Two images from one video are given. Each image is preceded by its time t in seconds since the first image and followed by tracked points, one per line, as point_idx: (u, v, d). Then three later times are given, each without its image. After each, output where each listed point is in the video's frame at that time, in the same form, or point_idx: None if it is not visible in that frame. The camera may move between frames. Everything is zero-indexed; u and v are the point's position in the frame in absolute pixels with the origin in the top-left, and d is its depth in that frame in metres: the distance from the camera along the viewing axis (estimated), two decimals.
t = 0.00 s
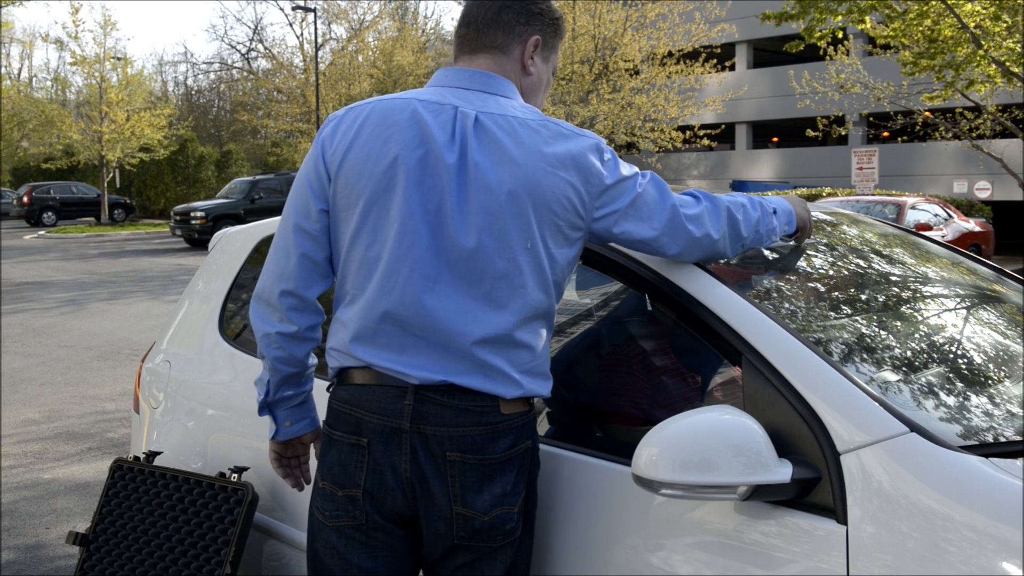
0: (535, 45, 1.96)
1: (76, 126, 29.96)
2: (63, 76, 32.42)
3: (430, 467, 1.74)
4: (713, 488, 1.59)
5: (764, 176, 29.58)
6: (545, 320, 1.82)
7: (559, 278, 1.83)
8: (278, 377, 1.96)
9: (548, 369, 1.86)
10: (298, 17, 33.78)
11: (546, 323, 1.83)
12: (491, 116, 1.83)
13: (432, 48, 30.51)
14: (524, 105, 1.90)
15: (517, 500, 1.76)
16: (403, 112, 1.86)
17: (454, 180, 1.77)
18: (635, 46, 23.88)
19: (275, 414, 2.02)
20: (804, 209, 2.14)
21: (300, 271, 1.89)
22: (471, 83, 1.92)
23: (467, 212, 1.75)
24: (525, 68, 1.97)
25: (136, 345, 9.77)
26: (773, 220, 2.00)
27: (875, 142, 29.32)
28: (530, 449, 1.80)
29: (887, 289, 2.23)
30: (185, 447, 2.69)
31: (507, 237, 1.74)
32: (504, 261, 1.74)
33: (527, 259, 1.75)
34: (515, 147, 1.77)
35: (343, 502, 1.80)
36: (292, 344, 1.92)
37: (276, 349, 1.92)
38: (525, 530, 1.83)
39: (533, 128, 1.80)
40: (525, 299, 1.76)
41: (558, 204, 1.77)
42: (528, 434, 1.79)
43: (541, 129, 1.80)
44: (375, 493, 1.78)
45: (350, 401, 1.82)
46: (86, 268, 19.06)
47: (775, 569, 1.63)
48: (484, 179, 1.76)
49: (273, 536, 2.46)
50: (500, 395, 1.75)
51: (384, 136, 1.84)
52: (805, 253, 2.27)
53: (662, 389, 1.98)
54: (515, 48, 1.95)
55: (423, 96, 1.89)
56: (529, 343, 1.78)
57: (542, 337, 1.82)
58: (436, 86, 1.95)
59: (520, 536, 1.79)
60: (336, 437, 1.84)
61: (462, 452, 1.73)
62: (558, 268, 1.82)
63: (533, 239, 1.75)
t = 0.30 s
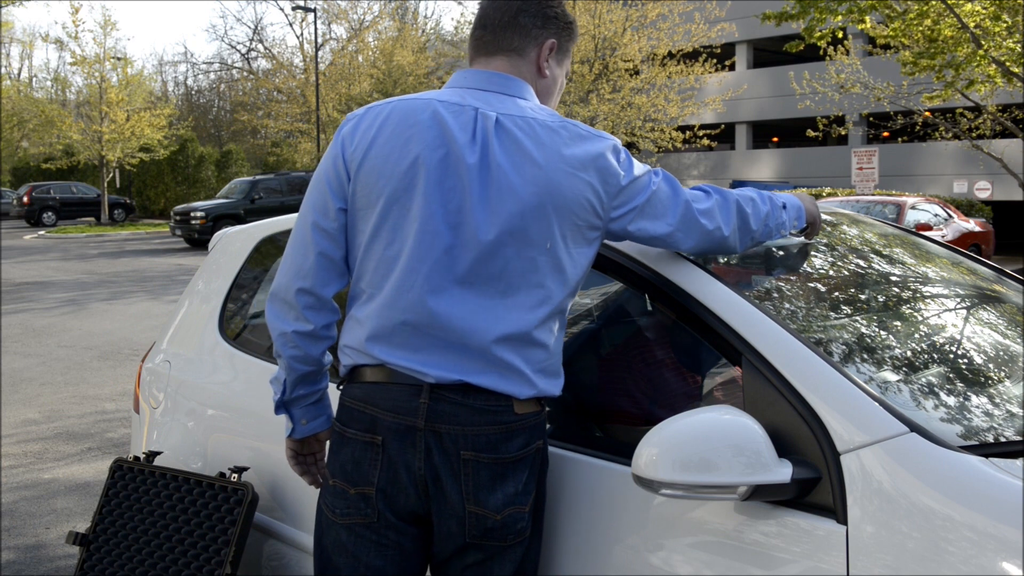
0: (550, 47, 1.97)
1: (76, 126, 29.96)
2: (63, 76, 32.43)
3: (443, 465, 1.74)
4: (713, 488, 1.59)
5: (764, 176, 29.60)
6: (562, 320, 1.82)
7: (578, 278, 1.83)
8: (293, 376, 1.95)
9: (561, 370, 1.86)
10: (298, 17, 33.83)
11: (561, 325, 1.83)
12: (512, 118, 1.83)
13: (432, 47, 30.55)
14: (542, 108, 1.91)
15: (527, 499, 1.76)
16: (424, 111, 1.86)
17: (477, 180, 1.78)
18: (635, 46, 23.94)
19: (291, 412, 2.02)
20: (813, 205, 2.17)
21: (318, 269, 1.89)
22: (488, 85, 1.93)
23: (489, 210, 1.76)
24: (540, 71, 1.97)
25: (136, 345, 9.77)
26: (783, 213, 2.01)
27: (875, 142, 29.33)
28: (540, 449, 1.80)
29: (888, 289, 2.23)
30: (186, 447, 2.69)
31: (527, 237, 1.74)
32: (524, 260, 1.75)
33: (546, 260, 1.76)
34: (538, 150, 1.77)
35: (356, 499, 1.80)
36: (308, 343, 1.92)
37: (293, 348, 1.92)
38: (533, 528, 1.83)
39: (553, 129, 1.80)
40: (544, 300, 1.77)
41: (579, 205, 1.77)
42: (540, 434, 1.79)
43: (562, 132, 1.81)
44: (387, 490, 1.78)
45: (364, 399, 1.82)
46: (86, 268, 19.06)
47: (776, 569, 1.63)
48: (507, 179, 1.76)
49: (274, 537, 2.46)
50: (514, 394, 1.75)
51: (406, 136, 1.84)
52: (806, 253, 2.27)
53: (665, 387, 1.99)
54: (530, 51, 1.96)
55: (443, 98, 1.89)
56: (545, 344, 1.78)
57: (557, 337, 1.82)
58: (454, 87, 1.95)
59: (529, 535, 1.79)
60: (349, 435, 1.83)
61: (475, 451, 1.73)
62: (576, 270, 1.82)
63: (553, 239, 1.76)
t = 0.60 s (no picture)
0: (561, 51, 1.99)
1: (76, 126, 29.95)
2: (63, 76, 32.44)
3: (451, 463, 1.74)
4: (713, 488, 1.59)
5: (764, 176, 29.59)
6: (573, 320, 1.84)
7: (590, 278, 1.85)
8: (302, 374, 1.95)
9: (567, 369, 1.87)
10: (298, 16, 33.86)
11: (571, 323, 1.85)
12: (530, 120, 1.85)
13: (432, 47, 30.54)
14: (555, 109, 1.92)
15: (533, 500, 1.76)
16: (441, 112, 1.86)
17: (496, 181, 1.78)
18: (635, 46, 23.97)
19: (296, 410, 2.01)
20: (816, 201, 2.21)
21: (330, 267, 1.88)
22: (502, 86, 1.94)
23: (509, 209, 1.76)
24: (552, 73, 1.99)
25: (136, 345, 9.77)
26: (786, 208, 2.06)
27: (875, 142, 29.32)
28: (546, 448, 1.80)
29: (888, 289, 2.23)
30: (185, 447, 2.69)
31: (545, 238, 1.76)
32: (542, 260, 1.76)
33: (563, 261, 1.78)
34: (558, 153, 1.79)
35: (362, 497, 1.80)
36: (318, 340, 1.91)
37: (302, 345, 1.91)
38: (536, 528, 1.83)
39: (570, 130, 1.82)
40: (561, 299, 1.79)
41: (595, 206, 1.80)
42: (546, 435, 1.79)
43: (579, 135, 1.82)
44: (394, 487, 1.78)
45: (371, 397, 1.82)
46: (86, 267, 19.06)
47: (776, 569, 1.63)
48: (525, 181, 1.77)
49: (273, 537, 2.46)
50: (523, 394, 1.75)
51: (423, 136, 1.84)
52: (806, 254, 2.27)
53: (667, 386, 1.99)
54: (544, 52, 1.97)
55: (459, 99, 1.89)
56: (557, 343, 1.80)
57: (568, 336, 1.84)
58: (467, 87, 1.96)
59: (534, 535, 1.79)
60: (356, 433, 1.83)
61: (483, 451, 1.73)
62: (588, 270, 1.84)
63: (571, 240, 1.78)
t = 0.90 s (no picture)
0: (566, 57, 2.03)
1: (76, 126, 29.96)
2: (63, 76, 32.46)
3: (454, 462, 1.75)
4: (713, 489, 1.59)
5: (764, 176, 29.59)
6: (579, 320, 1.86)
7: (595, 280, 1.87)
8: (305, 372, 1.94)
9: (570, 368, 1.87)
10: (298, 16, 33.92)
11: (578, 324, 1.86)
12: (541, 122, 1.86)
13: (432, 47, 30.54)
14: (563, 110, 1.94)
15: (536, 499, 1.77)
16: (453, 114, 1.85)
17: (509, 182, 1.78)
18: (635, 46, 24.01)
19: (298, 408, 2.01)
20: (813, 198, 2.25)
21: (336, 265, 1.87)
22: (512, 86, 1.95)
23: (524, 209, 1.76)
24: (558, 79, 2.04)
25: (136, 345, 9.76)
26: (784, 205, 2.09)
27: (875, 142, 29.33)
28: (548, 446, 1.81)
29: (887, 289, 2.23)
30: (185, 447, 2.69)
31: (557, 239, 1.77)
32: (552, 261, 1.77)
33: (572, 262, 1.79)
34: (569, 157, 1.81)
35: (365, 494, 1.80)
36: (322, 339, 1.90)
37: (306, 344, 1.90)
38: (538, 530, 1.84)
39: (580, 133, 1.85)
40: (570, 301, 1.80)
41: (604, 209, 1.82)
42: (547, 434, 1.80)
43: (590, 140, 1.85)
44: (397, 485, 1.78)
45: (374, 395, 1.82)
46: (86, 267, 19.06)
47: (776, 570, 1.63)
48: (539, 182, 1.78)
49: (273, 536, 2.46)
50: (526, 394, 1.76)
51: (436, 136, 1.83)
52: (805, 254, 2.28)
53: (666, 385, 2.00)
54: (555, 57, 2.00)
55: (470, 101, 1.89)
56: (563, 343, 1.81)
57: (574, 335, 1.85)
58: (476, 89, 1.96)
59: (535, 535, 1.80)
60: (359, 431, 1.83)
61: (486, 451, 1.74)
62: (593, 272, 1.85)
63: (580, 243, 1.80)
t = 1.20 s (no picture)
0: (555, 55, 2.03)
1: (76, 126, 29.95)
2: (63, 76, 32.47)
3: (451, 465, 1.74)
4: (713, 488, 1.59)
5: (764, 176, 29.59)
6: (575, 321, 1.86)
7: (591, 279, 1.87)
8: (304, 379, 1.94)
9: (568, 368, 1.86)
10: (298, 16, 33.94)
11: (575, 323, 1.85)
12: (529, 122, 1.86)
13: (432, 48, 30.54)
14: (552, 109, 1.95)
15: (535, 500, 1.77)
16: (442, 116, 1.86)
17: (498, 184, 1.78)
18: (635, 46, 24.02)
19: (296, 415, 2.01)
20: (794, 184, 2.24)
21: (329, 272, 1.87)
22: (501, 86, 1.95)
23: (513, 211, 1.77)
24: (547, 78, 2.03)
25: (136, 345, 9.77)
26: (770, 196, 2.10)
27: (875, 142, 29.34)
28: (547, 448, 1.81)
29: (888, 289, 2.23)
30: (185, 448, 2.69)
31: (549, 238, 1.77)
32: (544, 262, 1.77)
33: (565, 263, 1.79)
34: (558, 156, 1.81)
35: (365, 498, 1.80)
36: (319, 345, 1.90)
37: (303, 351, 1.90)
38: (539, 530, 1.83)
39: (569, 132, 1.85)
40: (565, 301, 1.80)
41: (595, 207, 1.82)
42: (546, 434, 1.80)
43: (580, 139, 1.85)
44: (397, 490, 1.78)
45: (372, 399, 1.82)
46: (87, 267, 19.05)
47: (776, 569, 1.63)
48: (528, 182, 1.78)
49: (274, 537, 2.46)
50: (523, 396, 1.76)
51: (425, 139, 1.83)
52: (805, 253, 2.28)
53: (666, 387, 2.00)
54: (543, 57, 2.01)
55: (458, 102, 1.89)
56: (559, 343, 1.80)
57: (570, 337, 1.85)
58: (465, 91, 1.96)
59: (537, 536, 1.79)
60: (358, 435, 1.83)
61: (484, 453, 1.73)
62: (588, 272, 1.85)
63: (573, 243, 1.79)
